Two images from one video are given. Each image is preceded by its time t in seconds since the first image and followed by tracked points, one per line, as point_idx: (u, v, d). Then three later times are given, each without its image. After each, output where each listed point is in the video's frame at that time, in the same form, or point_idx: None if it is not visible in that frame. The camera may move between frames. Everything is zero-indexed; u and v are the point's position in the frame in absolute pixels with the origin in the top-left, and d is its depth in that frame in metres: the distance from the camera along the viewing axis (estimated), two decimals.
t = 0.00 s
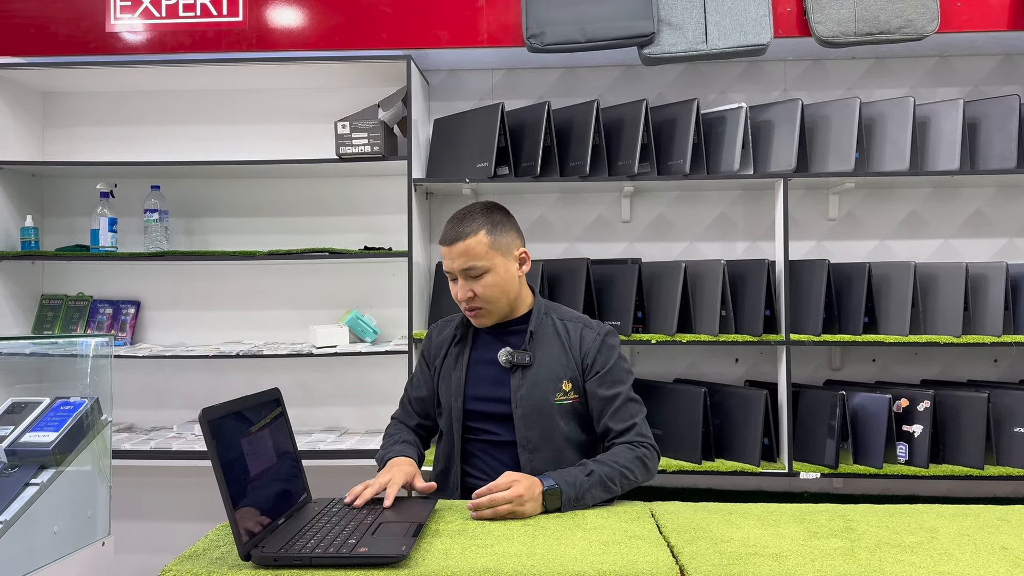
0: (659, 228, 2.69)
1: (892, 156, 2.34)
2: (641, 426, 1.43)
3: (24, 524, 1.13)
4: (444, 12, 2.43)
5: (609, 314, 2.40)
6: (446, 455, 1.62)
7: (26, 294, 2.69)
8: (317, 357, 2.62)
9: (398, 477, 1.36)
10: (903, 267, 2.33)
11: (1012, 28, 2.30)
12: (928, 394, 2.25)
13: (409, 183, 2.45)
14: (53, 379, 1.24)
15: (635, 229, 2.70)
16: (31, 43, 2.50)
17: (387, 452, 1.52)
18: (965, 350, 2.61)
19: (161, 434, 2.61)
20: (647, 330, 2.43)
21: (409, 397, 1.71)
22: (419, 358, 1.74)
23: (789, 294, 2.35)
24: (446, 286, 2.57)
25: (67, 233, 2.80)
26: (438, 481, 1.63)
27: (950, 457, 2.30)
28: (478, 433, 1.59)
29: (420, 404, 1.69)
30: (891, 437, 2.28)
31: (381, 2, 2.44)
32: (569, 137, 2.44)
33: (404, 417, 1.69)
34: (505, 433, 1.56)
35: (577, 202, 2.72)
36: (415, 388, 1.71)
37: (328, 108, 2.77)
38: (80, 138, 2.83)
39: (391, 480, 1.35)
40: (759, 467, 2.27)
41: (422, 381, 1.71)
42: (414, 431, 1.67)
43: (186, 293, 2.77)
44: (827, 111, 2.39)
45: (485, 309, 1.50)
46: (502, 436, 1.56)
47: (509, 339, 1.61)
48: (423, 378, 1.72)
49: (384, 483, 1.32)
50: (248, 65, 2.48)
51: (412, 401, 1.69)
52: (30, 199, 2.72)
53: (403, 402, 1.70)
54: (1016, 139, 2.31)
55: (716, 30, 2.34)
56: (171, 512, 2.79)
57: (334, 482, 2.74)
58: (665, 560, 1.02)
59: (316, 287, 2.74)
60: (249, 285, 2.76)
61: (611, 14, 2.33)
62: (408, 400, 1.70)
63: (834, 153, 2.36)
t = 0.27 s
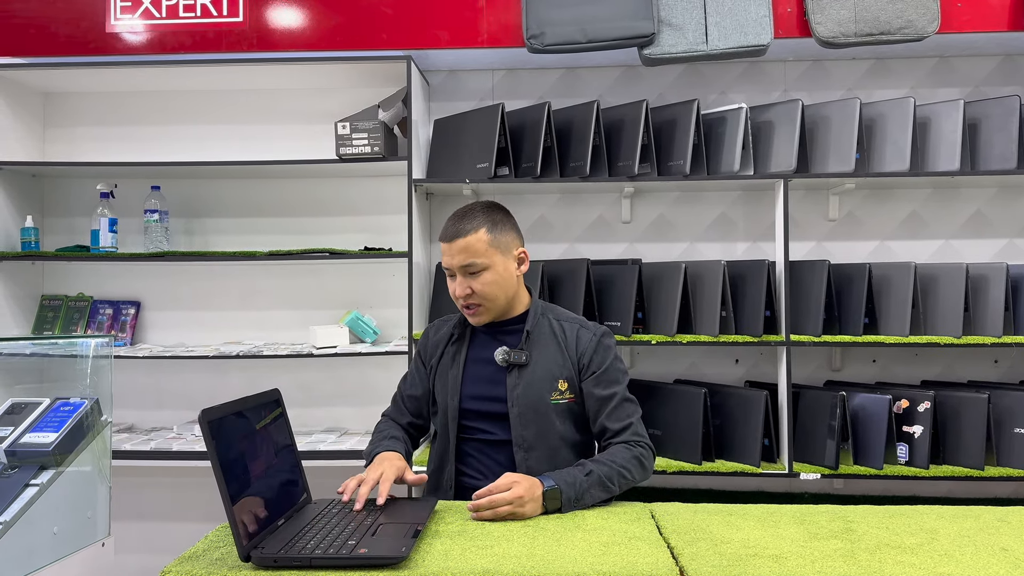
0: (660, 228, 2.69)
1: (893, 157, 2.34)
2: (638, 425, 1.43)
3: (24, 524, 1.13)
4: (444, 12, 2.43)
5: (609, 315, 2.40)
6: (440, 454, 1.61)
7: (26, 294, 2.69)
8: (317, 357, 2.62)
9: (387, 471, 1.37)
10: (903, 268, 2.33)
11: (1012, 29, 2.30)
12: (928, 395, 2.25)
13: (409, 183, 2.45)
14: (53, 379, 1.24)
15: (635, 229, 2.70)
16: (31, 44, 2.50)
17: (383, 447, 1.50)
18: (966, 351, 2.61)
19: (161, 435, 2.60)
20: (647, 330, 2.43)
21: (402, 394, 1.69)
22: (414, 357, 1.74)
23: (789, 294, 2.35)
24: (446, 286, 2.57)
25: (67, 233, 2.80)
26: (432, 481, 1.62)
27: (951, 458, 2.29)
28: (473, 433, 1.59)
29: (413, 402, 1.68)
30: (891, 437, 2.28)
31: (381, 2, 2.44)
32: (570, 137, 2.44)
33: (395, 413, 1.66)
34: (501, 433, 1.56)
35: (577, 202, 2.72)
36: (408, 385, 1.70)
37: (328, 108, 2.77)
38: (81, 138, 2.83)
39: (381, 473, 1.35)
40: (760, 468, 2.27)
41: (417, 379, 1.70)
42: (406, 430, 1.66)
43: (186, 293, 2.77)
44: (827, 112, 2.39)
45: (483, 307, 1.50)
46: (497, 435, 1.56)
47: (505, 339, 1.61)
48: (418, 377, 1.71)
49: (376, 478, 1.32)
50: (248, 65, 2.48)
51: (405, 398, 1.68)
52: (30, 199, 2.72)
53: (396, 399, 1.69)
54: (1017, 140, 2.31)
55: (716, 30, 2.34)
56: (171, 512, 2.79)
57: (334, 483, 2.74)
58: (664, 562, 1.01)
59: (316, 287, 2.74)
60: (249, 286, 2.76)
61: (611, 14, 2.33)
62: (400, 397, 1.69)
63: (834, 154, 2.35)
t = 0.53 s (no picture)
0: (660, 228, 2.69)
1: (893, 157, 2.34)
2: (634, 429, 1.43)
3: (24, 525, 1.13)
4: (444, 13, 2.43)
5: (609, 315, 2.41)
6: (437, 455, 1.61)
7: (27, 294, 2.69)
8: (317, 357, 2.62)
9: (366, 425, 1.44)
10: (903, 269, 2.33)
11: (1012, 29, 2.30)
12: (928, 395, 2.25)
13: (409, 183, 2.45)
14: (53, 380, 1.24)
15: (635, 229, 2.70)
16: (32, 44, 2.50)
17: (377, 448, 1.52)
18: (966, 351, 2.61)
19: (161, 435, 2.60)
20: (647, 331, 2.43)
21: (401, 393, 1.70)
22: (413, 356, 1.74)
23: (789, 294, 2.35)
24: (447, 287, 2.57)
25: (68, 233, 2.80)
26: (429, 481, 1.63)
27: (951, 459, 2.29)
28: (469, 432, 1.59)
29: (412, 401, 1.68)
30: (891, 438, 2.28)
31: (382, 3, 2.44)
32: (570, 138, 2.44)
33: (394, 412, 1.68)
34: (498, 432, 1.56)
35: (578, 203, 2.72)
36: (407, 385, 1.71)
37: (328, 108, 2.77)
38: (81, 138, 2.84)
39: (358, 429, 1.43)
40: (760, 468, 2.27)
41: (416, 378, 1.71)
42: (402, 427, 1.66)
43: (186, 293, 2.77)
44: (827, 113, 2.39)
45: (482, 305, 1.50)
46: (493, 435, 1.56)
47: (502, 339, 1.61)
48: (417, 376, 1.71)
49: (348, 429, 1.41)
50: (249, 65, 2.48)
51: (404, 398, 1.69)
52: (30, 199, 2.72)
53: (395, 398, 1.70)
54: (1017, 140, 2.31)
55: (716, 31, 2.34)
56: (171, 512, 2.79)
57: (334, 483, 2.74)
58: (664, 562, 1.02)
59: (316, 287, 2.74)
60: (249, 286, 2.76)
61: (612, 14, 2.33)
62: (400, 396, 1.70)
63: (834, 154, 2.36)
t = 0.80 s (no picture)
0: (660, 229, 2.69)
1: (893, 158, 2.34)
2: (620, 432, 1.43)
3: (25, 525, 1.13)
4: (444, 14, 2.44)
5: (610, 316, 2.41)
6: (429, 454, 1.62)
7: (27, 294, 2.69)
8: (318, 358, 2.63)
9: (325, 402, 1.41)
10: (903, 269, 2.33)
11: (1012, 30, 2.30)
12: (928, 396, 2.26)
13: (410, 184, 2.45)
14: (54, 380, 1.25)
15: (635, 230, 2.70)
16: (33, 45, 2.50)
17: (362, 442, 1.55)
18: (965, 352, 2.61)
19: (161, 436, 2.60)
20: (647, 332, 2.43)
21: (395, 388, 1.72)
22: (410, 354, 1.74)
23: (790, 295, 2.35)
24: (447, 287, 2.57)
25: (68, 233, 2.80)
26: (425, 481, 1.63)
27: (951, 459, 2.30)
28: (466, 432, 1.59)
29: (406, 398, 1.70)
30: (891, 439, 2.28)
31: (382, 4, 2.45)
32: (570, 138, 2.44)
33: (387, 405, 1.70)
34: (495, 432, 1.56)
35: (578, 203, 2.72)
36: (403, 380, 1.72)
37: (328, 109, 2.77)
38: (81, 138, 2.84)
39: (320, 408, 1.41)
40: (760, 469, 2.27)
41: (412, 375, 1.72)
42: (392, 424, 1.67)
43: (187, 294, 2.77)
44: (828, 113, 2.39)
45: (482, 303, 1.50)
46: (490, 435, 1.57)
47: (500, 339, 1.62)
48: (414, 373, 1.72)
49: (311, 414, 1.40)
50: (249, 66, 2.48)
51: (398, 392, 1.70)
52: (31, 200, 2.72)
53: (389, 393, 1.71)
54: (1017, 141, 2.31)
55: (717, 32, 2.34)
56: (171, 512, 2.80)
57: (333, 483, 2.75)
58: (665, 563, 1.02)
59: (316, 288, 2.74)
60: (249, 286, 2.76)
61: (612, 15, 2.33)
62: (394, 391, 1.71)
63: (835, 155, 2.36)
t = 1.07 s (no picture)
0: (661, 229, 2.70)
1: (894, 158, 2.34)
2: (619, 433, 1.43)
3: (28, 524, 1.13)
4: (445, 14, 2.44)
5: (611, 316, 2.41)
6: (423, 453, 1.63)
7: (28, 294, 2.69)
8: (318, 358, 2.63)
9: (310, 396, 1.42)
10: (903, 270, 2.34)
11: (1013, 31, 2.30)
12: (928, 395, 2.26)
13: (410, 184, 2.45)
14: (56, 380, 1.25)
15: (636, 230, 2.70)
16: (34, 45, 2.51)
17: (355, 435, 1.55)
18: (966, 352, 2.62)
19: (162, 436, 2.60)
20: (648, 332, 2.43)
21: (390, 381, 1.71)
22: (409, 350, 1.73)
23: (791, 295, 2.35)
24: (449, 288, 2.57)
25: (70, 233, 2.80)
26: (425, 480, 1.62)
27: (951, 459, 2.30)
28: (467, 432, 1.59)
29: (401, 394, 1.69)
30: (892, 439, 2.28)
31: (383, 4, 2.45)
32: (571, 138, 2.44)
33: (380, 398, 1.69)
34: (495, 432, 1.56)
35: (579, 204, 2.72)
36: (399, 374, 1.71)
37: (329, 109, 2.77)
38: (82, 138, 2.84)
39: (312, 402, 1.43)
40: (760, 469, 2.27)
41: (410, 371, 1.71)
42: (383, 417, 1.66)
43: (187, 294, 2.78)
44: (828, 114, 2.39)
45: (484, 302, 1.50)
46: (491, 435, 1.56)
47: (501, 339, 1.62)
48: (412, 369, 1.71)
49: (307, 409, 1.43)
50: (250, 66, 2.49)
51: (393, 387, 1.69)
52: (32, 200, 2.72)
53: (384, 387, 1.70)
54: (1018, 141, 2.32)
55: (717, 32, 2.34)
56: (172, 512, 2.80)
57: (334, 483, 2.75)
58: (666, 563, 1.02)
59: (317, 288, 2.74)
60: (250, 286, 2.76)
61: (613, 15, 2.33)
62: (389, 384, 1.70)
63: (835, 155, 2.36)
